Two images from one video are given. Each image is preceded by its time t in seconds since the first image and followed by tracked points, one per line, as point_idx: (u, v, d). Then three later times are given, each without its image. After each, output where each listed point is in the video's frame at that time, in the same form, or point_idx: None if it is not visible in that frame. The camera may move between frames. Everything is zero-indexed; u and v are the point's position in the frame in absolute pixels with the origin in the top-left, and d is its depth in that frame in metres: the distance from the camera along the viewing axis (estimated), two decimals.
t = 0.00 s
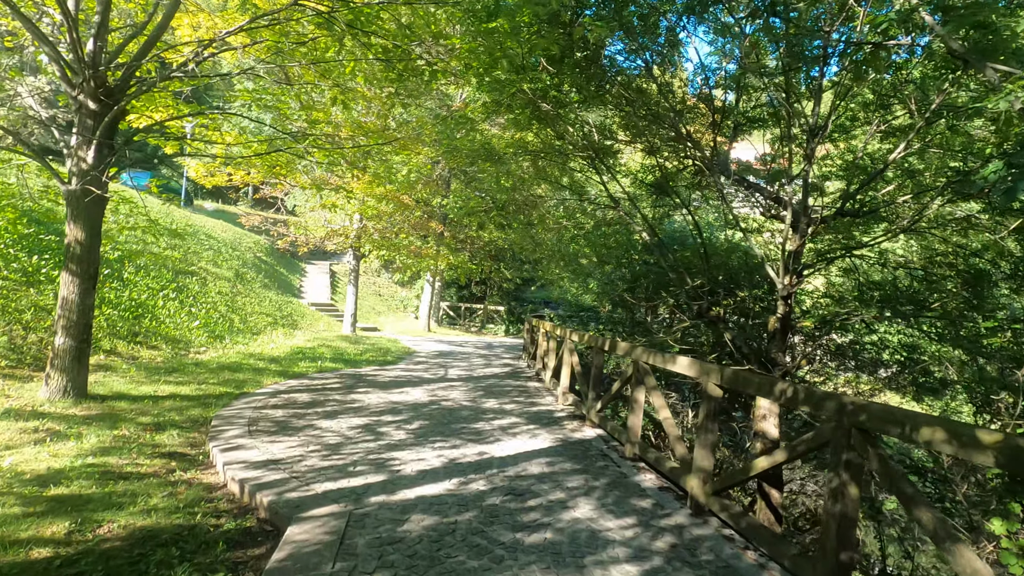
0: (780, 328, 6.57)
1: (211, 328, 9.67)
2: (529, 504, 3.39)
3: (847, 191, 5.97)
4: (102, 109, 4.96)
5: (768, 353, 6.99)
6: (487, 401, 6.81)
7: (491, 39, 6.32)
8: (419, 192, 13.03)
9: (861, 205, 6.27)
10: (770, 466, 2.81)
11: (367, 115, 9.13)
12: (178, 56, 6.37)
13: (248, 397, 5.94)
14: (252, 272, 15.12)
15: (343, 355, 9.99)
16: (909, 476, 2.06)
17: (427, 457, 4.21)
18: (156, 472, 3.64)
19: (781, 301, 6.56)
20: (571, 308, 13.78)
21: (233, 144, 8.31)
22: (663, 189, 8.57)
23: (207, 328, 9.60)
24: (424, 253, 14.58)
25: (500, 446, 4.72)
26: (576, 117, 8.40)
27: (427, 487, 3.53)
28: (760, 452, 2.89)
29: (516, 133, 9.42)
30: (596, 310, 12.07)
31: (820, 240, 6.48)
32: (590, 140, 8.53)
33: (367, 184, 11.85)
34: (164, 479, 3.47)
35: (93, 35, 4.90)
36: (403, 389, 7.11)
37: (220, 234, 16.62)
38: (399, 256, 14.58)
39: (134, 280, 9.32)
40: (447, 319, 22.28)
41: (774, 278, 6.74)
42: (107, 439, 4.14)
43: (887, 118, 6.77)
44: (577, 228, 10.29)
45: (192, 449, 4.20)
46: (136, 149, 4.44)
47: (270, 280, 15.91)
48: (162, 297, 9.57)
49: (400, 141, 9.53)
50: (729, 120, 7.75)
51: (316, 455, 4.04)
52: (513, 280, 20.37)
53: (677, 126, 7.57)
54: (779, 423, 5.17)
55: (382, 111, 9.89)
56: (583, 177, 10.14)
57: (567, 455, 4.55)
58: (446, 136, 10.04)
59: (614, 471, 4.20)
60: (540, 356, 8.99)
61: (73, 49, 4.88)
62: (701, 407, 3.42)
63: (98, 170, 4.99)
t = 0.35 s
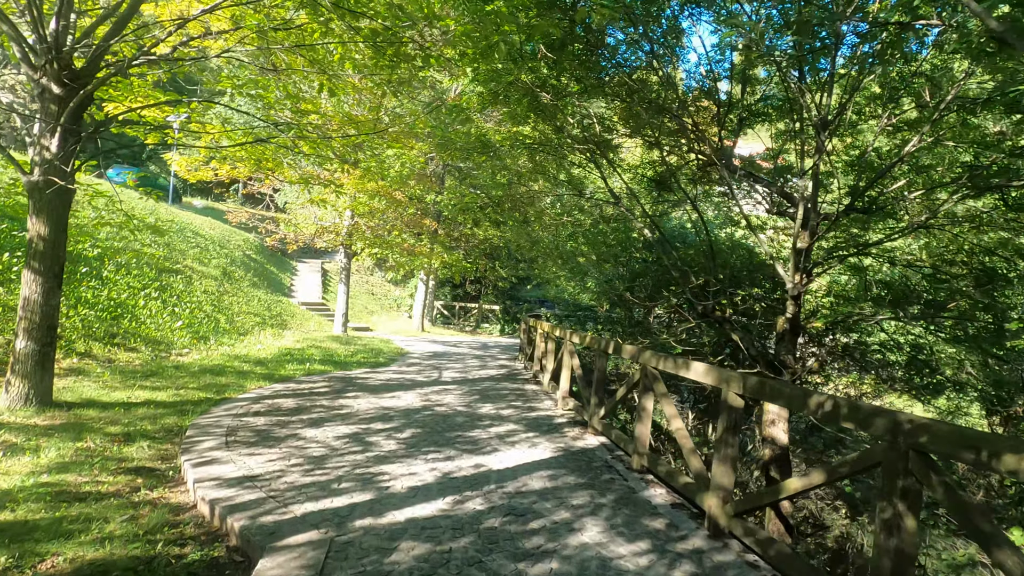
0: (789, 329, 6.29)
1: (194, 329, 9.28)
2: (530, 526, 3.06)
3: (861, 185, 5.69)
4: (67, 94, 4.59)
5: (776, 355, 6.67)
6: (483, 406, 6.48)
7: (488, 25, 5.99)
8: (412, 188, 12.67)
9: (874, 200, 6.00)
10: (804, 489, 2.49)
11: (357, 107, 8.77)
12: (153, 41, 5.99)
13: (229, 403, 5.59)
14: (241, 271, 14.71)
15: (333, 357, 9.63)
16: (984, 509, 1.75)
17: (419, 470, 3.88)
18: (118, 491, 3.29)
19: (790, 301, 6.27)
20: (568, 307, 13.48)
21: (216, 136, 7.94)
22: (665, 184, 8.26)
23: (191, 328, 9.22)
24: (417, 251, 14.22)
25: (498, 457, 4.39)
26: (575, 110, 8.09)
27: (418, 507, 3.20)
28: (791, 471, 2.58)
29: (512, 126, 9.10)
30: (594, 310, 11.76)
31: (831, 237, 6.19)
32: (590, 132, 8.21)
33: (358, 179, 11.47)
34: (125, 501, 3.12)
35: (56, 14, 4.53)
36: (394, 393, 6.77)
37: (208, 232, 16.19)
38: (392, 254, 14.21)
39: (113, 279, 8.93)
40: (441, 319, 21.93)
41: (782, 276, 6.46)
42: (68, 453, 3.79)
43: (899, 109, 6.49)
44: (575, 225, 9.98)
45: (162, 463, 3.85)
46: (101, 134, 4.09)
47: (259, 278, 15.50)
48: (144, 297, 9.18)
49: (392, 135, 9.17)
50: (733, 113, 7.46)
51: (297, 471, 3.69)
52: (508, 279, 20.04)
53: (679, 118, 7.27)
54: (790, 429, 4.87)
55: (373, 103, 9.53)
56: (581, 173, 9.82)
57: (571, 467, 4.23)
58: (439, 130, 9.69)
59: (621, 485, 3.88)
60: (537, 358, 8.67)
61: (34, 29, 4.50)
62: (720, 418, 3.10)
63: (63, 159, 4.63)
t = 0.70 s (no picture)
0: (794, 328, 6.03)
1: (172, 330, 8.86)
2: (534, 548, 2.76)
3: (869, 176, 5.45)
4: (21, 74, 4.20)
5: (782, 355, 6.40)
6: (476, 410, 6.17)
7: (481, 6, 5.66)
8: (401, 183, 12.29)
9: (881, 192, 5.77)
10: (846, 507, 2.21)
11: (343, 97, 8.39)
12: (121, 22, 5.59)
13: (205, 409, 5.22)
14: (224, 269, 14.25)
15: (319, 358, 9.26)
16: None
17: (409, 483, 3.56)
18: (71, 512, 2.94)
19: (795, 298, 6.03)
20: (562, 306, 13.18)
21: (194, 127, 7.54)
22: (662, 178, 7.99)
23: (169, 329, 8.80)
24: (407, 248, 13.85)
25: (495, 467, 4.08)
26: (571, 101, 7.78)
27: (409, 528, 2.87)
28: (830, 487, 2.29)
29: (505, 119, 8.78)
30: (588, 309, 11.48)
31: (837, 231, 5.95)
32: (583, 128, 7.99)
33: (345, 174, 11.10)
34: (78, 525, 2.77)
35: None
36: (383, 397, 6.44)
37: (190, 229, 15.68)
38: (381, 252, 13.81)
39: (86, 278, 8.49)
40: (431, 318, 21.54)
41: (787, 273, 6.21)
42: (19, 468, 3.42)
43: (904, 100, 6.29)
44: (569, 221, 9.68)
45: (125, 478, 3.49)
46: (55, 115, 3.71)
47: (243, 277, 15.04)
48: (119, 296, 8.75)
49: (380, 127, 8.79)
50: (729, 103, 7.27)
51: (275, 486, 3.35)
52: (499, 278, 19.69)
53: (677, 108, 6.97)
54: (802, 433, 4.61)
55: (360, 93, 9.14)
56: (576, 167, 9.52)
57: (573, 477, 3.93)
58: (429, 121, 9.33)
59: (629, 498, 3.59)
60: (532, 359, 8.36)
61: None
62: (742, 425, 2.82)
63: (17, 146, 4.23)
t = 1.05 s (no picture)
0: (802, 329, 5.80)
1: (150, 332, 8.45)
2: None
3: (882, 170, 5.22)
4: None
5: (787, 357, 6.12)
6: (471, 417, 5.86)
7: None
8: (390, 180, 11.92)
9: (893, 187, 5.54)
10: (903, 540, 1.95)
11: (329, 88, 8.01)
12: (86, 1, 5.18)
13: (180, 421, 4.86)
14: (207, 269, 13.79)
15: (306, 362, 8.88)
16: None
17: (402, 504, 3.25)
18: (19, 547, 2.60)
19: (803, 298, 5.79)
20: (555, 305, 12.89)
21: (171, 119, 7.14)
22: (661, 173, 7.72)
23: (147, 332, 8.39)
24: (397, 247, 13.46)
25: (495, 483, 3.78)
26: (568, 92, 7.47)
27: (404, 560, 2.57)
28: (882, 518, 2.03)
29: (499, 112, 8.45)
30: (584, 309, 11.20)
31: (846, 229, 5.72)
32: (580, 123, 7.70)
33: (332, 169, 10.70)
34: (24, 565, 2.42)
35: None
36: (373, 404, 6.11)
37: (172, 228, 15.18)
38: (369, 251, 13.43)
39: (58, 279, 8.05)
40: (421, 318, 21.15)
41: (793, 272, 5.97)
42: None
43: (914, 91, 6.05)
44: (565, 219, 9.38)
45: (86, 503, 3.14)
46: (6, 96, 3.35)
47: (227, 277, 14.57)
48: (93, 297, 8.33)
49: (368, 120, 8.42)
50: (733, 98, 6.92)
51: (253, 511, 3.02)
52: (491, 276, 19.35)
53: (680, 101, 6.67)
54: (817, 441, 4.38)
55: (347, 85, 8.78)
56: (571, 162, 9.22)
57: (580, 494, 3.64)
58: (420, 115, 8.98)
59: (641, 517, 3.31)
60: (527, 361, 8.07)
61: None
62: (775, 441, 2.55)
63: None
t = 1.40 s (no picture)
0: (819, 327, 5.50)
1: (135, 333, 8.10)
2: None
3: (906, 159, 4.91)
4: None
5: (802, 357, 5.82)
6: (471, 421, 5.53)
7: None
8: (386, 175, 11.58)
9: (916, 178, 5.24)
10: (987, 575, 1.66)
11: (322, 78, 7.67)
12: None
13: (159, 427, 4.51)
14: (198, 268, 13.42)
15: (298, 362, 8.55)
16: None
17: (397, 522, 2.93)
18: None
19: (819, 295, 5.49)
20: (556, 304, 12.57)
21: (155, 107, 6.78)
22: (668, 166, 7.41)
23: (132, 332, 8.04)
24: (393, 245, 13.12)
25: (498, 495, 3.47)
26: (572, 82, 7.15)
27: None
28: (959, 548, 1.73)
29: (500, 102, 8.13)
30: (585, 307, 10.89)
31: (865, 222, 5.41)
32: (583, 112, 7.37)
33: (325, 163, 10.34)
34: None
35: None
36: (367, 408, 5.78)
37: (162, 226, 14.79)
38: (365, 249, 13.09)
39: (38, 277, 7.70)
40: (418, 317, 20.82)
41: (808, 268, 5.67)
42: None
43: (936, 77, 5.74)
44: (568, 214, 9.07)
45: (42, 523, 2.81)
46: None
47: (219, 276, 14.21)
48: (75, 296, 7.98)
49: (363, 111, 8.09)
50: (744, 87, 6.57)
51: (229, 533, 2.69)
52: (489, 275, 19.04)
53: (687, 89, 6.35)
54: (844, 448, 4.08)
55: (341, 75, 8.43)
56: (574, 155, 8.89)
57: (591, 508, 3.34)
58: (416, 106, 8.64)
59: (661, 534, 3.01)
60: (529, 361, 7.75)
61: None
62: (817, 453, 2.26)
63: None
